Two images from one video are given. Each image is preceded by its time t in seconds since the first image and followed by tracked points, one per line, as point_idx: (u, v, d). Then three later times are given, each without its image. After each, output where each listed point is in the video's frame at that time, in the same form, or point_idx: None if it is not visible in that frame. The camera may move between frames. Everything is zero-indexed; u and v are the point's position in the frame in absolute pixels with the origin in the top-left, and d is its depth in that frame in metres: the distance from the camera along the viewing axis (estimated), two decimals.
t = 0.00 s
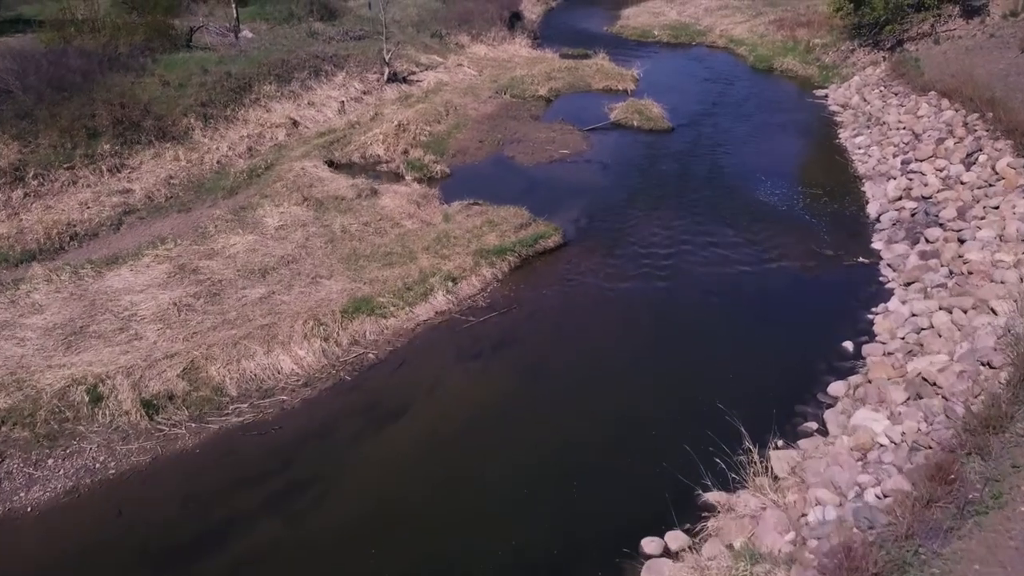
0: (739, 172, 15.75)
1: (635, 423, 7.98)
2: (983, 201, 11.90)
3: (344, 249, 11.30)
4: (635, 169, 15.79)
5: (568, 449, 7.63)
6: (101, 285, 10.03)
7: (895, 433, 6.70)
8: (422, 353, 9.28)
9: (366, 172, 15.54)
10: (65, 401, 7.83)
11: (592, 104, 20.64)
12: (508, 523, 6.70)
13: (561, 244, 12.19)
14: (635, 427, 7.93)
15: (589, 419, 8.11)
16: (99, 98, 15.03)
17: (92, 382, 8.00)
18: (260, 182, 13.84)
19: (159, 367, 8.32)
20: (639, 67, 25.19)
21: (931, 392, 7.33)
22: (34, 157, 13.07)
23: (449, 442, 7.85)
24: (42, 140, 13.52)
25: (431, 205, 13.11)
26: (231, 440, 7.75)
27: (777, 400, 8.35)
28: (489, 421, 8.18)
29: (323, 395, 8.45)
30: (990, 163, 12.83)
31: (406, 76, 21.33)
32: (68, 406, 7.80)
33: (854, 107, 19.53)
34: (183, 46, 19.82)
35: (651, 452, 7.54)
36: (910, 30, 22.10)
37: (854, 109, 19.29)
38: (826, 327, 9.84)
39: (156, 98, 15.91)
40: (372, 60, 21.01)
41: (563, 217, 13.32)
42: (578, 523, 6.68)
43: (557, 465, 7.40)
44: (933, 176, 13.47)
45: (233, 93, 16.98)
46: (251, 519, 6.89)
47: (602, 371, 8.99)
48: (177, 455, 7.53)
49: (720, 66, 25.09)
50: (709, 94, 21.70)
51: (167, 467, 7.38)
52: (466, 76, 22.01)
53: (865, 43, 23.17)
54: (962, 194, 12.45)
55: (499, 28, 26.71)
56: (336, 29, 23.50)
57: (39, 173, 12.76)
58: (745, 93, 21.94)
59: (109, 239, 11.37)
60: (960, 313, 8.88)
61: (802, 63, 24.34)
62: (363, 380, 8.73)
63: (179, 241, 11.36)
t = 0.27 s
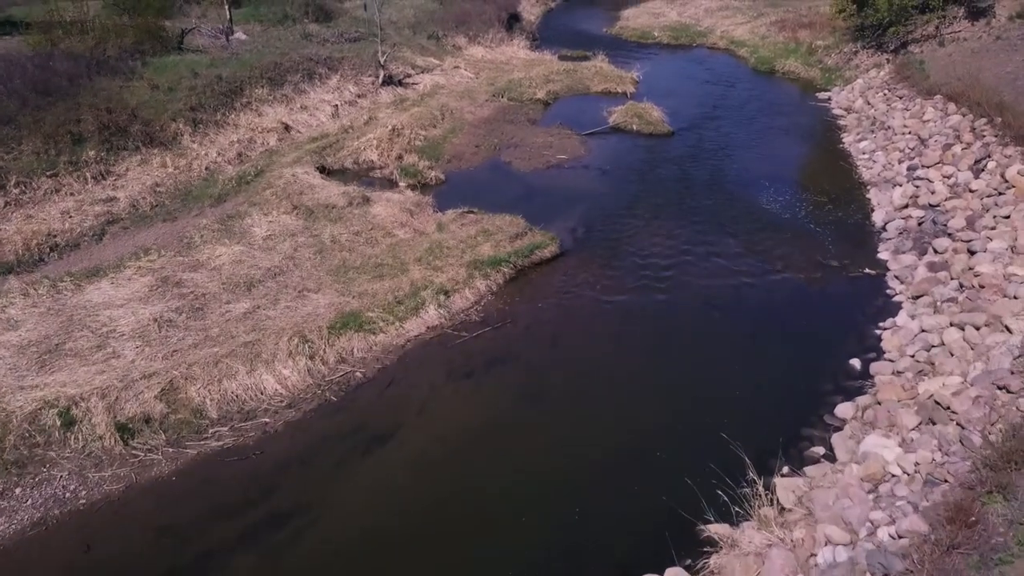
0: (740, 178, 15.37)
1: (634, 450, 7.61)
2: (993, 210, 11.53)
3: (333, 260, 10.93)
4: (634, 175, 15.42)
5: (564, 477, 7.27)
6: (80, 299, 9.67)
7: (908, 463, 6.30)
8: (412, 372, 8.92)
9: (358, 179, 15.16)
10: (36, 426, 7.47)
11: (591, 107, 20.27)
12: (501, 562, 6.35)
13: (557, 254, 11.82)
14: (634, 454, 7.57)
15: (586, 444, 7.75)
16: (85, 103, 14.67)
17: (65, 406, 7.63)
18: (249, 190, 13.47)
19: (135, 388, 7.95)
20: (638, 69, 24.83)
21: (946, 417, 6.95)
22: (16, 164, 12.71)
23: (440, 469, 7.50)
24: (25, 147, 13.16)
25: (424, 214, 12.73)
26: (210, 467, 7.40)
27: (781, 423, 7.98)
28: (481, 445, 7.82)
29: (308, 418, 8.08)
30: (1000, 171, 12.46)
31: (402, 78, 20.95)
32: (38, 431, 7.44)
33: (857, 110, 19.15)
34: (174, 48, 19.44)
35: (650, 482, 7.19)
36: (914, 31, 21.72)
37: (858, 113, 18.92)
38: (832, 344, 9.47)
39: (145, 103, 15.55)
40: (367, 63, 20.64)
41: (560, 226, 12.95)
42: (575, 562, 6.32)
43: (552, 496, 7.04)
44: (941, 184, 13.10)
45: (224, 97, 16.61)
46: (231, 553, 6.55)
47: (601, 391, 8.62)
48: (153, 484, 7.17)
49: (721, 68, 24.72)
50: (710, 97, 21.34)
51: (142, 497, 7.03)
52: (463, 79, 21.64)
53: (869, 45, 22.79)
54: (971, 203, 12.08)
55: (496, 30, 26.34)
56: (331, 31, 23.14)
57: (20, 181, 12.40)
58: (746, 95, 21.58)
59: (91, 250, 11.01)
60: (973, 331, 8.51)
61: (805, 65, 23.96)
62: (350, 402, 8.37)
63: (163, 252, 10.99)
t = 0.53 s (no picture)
0: (742, 185, 14.98)
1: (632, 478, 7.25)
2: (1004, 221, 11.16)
3: (321, 274, 10.54)
4: (633, 182, 15.03)
5: (560, 505, 6.97)
6: (55, 317, 9.29)
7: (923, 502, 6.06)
8: (400, 393, 8.54)
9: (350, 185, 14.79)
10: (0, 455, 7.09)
11: (589, 112, 19.89)
12: None
13: (553, 266, 11.43)
14: (633, 484, 7.20)
15: (581, 472, 7.38)
16: (70, 109, 14.29)
17: (32, 434, 7.25)
18: (236, 199, 13.08)
19: (108, 414, 7.57)
20: (638, 72, 24.45)
21: (962, 449, 6.60)
22: None
23: (428, 499, 7.13)
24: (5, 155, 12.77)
25: (416, 223, 12.35)
26: (185, 499, 7.03)
27: (787, 449, 7.59)
28: (471, 473, 7.45)
29: (289, 444, 7.71)
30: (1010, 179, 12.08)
31: (397, 82, 20.56)
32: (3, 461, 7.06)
33: (861, 114, 18.76)
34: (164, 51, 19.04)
35: (649, 516, 6.82)
36: (918, 34, 21.34)
37: (862, 117, 18.53)
38: (838, 363, 9.08)
39: (131, 108, 15.17)
40: (361, 66, 20.26)
41: (556, 236, 12.57)
42: None
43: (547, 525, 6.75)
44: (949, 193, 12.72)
45: (213, 102, 16.23)
46: None
47: (598, 413, 8.24)
48: (124, 518, 6.80)
49: (721, 71, 24.34)
50: (710, 100, 20.96)
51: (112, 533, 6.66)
52: (459, 83, 21.26)
53: (872, 48, 22.42)
54: (981, 213, 11.70)
55: (494, 31, 25.95)
56: (325, 33, 22.76)
57: None
58: (747, 99, 21.21)
59: (70, 264, 10.63)
60: (986, 352, 8.14)
61: (807, 68, 23.57)
62: (334, 426, 7.99)
63: (145, 265, 10.61)
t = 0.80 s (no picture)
0: (744, 194, 14.57)
1: (631, 513, 6.83)
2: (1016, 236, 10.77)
3: (306, 291, 10.13)
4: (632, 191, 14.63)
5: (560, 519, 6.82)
6: (26, 339, 8.88)
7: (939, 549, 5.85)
8: (385, 420, 8.13)
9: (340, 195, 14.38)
10: None
11: (587, 117, 19.48)
12: None
13: (548, 282, 11.02)
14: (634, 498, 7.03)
15: (577, 506, 6.96)
16: (52, 116, 13.88)
17: None
18: (222, 210, 12.68)
19: (75, 447, 7.16)
20: (637, 76, 24.05)
21: (980, 488, 6.33)
22: None
23: (420, 525, 6.83)
24: None
25: (407, 236, 11.93)
26: (156, 540, 6.63)
27: (792, 480, 7.20)
28: (466, 489, 7.24)
29: (267, 477, 7.30)
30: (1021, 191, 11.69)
31: (391, 87, 20.15)
32: None
33: (865, 120, 18.36)
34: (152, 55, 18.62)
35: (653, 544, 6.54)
36: (923, 38, 20.94)
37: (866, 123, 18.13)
38: (846, 387, 8.66)
39: (116, 116, 14.76)
40: (354, 71, 19.85)
41: (552, 249, 12.16)
42: None
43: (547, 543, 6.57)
44: (957, 204, 12.32)
45: (201, 108, 15.82)
46: None
47: (593, 440, 7.83)
48: (88, 561, 6.39)
49: (722, 75, 23.93)
50: (710, 105, 20.58)
51: None
52: (455, 87, 20.85)
53: (875, 51, 22.02)
54: (992, 226, 11.32)
55: (491, 35, 25.54)
56: (318, 37, 22.35)
57: None
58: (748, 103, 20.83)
59: (45, 281, 10.22)
60: (1002, 378, 7.76)
61: (809, 71, 23.17)
62: (315, 457, 7.58)
63: (123, 282, 10.20)
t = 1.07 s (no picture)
0: (745, 203, 14.17)
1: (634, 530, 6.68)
2: None
3: (289, 310, 9.71)
4: (630, 200, 14.22)
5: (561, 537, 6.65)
6: None
7: None
8: (368, 450, 7.72)
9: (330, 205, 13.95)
10: None
11: (584, 123, 19.06)
12: None
13: (542, 298, 10.61)
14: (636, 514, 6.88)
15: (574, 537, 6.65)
16: (31, 125, 13.46)
17: None
18: (205, 222, 12.25)
19: (36, 483, 6.75)
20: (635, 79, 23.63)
21: (1001, 533, 6.04)
22: None
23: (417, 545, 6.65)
24: None
25: (397, 249, 11.51)
26: None
27: (795, 513, 6.85)
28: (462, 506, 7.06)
29: (242, 515, 6.90)
30: None
31: (384, 92, 19.72)
32: None
33: (869, 126, 17.95)
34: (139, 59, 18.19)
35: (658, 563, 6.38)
36: (928, 41, 20.53)
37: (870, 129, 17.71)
38: (853, 413, 8.23)
39: (99, 123, 14.33)
40: (346, 76, 19.42)
41: (547, 262, 11.75)
42: None
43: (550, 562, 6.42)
44: (966, 215, 11.91)
45: (187, 115, 15.39)
46: None
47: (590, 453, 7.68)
48: None
49: (722, 78, 23.50)
50: (710, 109, 20.20)
51: None
52: (450, 92, 20.43)
53: (879, 55, 21.61)
54: (1002, 240, 10.92)
55: (488, 38, 25.12)
56: (310, 40, 21.93)
57: None
58: (749, 108, 20.44)
59: (17, 299, 9.80)
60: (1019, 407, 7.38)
61: (811, 75, 22.75)
62: (293, 492, 7.17)
63: (98, 300, 9.78)
